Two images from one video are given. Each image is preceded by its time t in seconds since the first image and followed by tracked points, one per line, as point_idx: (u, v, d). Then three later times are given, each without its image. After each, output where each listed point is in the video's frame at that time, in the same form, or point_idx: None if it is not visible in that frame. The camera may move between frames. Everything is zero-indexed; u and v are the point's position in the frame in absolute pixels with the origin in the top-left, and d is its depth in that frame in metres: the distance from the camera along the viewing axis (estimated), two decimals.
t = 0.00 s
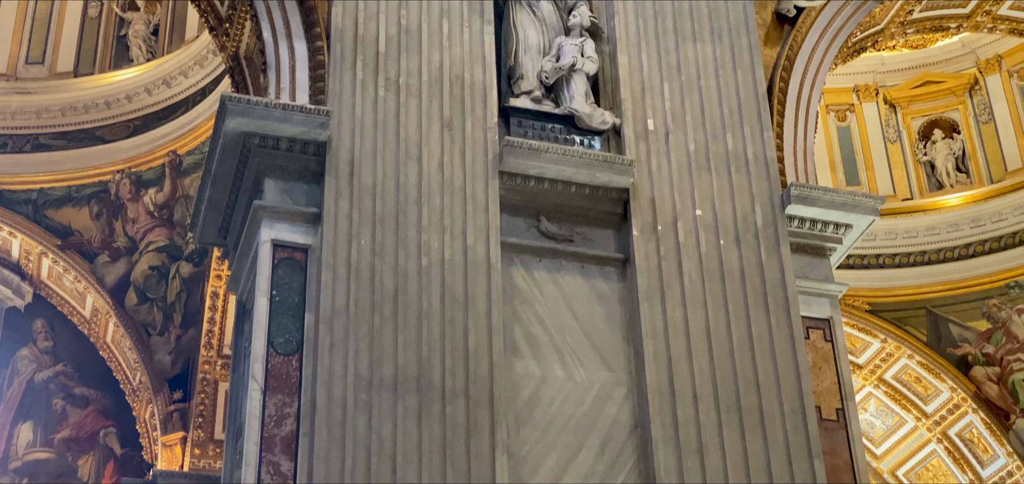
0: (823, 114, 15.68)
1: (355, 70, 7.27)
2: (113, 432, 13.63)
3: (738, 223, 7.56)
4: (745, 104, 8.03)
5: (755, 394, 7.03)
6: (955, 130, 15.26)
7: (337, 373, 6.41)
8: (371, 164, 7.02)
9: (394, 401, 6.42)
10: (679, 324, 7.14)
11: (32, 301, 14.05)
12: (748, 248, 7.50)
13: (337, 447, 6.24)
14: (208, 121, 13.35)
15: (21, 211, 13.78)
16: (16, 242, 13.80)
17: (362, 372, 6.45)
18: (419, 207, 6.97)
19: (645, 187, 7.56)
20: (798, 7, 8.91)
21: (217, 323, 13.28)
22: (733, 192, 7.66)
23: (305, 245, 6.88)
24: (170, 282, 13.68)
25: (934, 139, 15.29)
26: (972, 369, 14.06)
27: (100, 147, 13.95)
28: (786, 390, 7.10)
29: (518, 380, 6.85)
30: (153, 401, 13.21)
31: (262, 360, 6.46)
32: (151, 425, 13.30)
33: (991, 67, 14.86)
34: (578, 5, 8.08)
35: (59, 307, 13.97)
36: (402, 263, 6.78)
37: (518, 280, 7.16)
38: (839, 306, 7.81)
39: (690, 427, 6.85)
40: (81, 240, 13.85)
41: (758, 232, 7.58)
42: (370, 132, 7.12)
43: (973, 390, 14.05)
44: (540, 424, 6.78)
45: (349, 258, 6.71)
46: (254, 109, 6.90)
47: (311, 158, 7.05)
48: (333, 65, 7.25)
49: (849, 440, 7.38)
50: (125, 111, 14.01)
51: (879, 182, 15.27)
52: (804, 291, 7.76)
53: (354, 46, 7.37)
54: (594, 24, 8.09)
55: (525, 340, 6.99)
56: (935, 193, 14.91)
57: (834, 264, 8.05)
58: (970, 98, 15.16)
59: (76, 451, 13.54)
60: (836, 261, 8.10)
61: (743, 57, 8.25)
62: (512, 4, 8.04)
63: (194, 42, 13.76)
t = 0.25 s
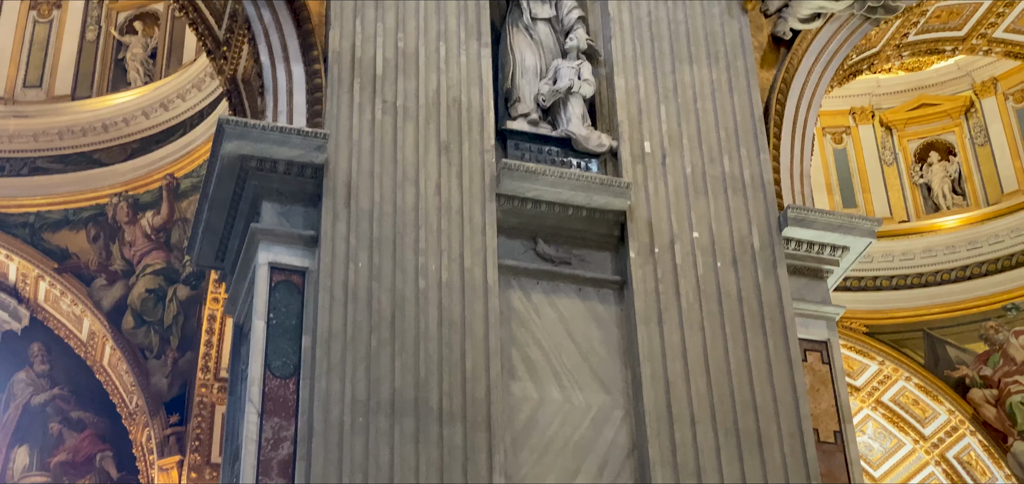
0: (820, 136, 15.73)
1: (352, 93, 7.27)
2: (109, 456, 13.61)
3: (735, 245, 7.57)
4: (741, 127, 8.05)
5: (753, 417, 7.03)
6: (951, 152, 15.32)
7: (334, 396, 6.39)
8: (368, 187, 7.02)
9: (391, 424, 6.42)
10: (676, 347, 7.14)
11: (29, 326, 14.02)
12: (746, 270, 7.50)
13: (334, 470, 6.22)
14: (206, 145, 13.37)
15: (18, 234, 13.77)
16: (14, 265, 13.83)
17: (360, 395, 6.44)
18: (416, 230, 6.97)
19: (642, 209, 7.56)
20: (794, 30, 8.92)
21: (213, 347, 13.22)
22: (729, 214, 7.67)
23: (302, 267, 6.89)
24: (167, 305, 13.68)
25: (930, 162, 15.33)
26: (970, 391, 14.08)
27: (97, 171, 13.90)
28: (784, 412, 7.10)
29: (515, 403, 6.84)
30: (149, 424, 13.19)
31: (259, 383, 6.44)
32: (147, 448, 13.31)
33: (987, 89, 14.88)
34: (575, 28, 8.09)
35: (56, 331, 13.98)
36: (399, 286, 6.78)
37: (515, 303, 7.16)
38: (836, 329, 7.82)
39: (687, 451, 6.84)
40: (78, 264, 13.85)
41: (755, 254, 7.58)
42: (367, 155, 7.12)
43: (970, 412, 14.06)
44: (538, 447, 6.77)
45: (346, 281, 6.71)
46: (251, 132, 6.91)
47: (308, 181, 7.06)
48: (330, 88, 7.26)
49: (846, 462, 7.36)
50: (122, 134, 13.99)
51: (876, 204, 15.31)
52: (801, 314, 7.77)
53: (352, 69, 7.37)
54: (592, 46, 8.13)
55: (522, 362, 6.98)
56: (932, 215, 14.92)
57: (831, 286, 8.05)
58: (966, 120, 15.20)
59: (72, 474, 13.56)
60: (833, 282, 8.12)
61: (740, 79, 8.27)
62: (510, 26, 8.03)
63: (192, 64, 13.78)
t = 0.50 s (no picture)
0: (816, 159, 15.74)
1: (349, 115, 7.28)
2: (105, 479, 13.52)
3: (733, 267, 7.56)
4: (738, 149, 8.06)
5: (751, 440, 7.01)
6: (947, 174, 15.28)
7: (331, 419, 6.37)
8: (365, 209, 7.02)
9: (388, 447, 6.39)
10: (673, 369, 7.12)
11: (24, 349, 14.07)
12: (743, 292, 7.50)
13: None
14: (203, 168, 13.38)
15: (15, 257, 13.78)
16: (11, 288, 13.83)
17: (356, 418, 6.42)
18: (413, 252, 6.97)
19: (639, 232, 7.56)
20: (790, 52, 8.95)
21: (210, 369, 13.17)
22: (726, 236, 7.66)
23: (299, 290, 6.86)
24: (163, 328, 13.63)
25: (927, 183, 15.31)
26: (967, 413, 14.01)
27: (94, 194, 13.89)
28: (782, 435, 7.08)
29: (512, 426, 6.82)
30: (145, 447, 13.13)
31: (255, 406, 6.45)
32: (144, 472, 13.19)
33: (983, 111, 14.92)
34: (572, 50, 8.07)
35: (52, 355, 14.00)
36: (396, 308, 6.77)
37: (512, 325, 7.15)
38: (834, 351, 7.81)
39: (686, 474, 6.81)
40: (74, 286, 13.85)
41: (753, 276, 7.57)
42: (364, 178, 7.12)
43: (969, 434, 14.02)
44: (536, 470, 6.74)
45: (343, 304, 6.69)
46: (248, 155, 6.90)
47: (304, 204, 7.06)
48: (327, 110, 7.26)
49: None
50: (119, 157, 13.97)
51: (873, 227, 15.32)
52: (798, 336, 7.75)
53: (349, 91, 7.38)
54: (588, 69, 8.12)
55: (519, 385, 6.97)
56: (928, 236, 14.94)
57: (828, 309, 8.04)
58: (962, 142, 15.23)
59: None
60: (830, 305, 8.11)
61: (736, 101, 8.28)
62: (506, 49, 8.07)
63: (188, 87, 13.82)
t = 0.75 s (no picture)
0: (813, 184, 15.75)
1: (346, 141, 7.29)
2: None
3: (729, 292, 7.56)
4: (734, 174, 8.07)
5: (749, 465, 7.00)
6: (944, 199, 15.30)
7: (328, 445, 6.36)
8: (362, 234, 7.02)
9: (385, 473, 6.38)
10: (671, 394, 7.11)
11: (20, 375, 14.05)
12: (740, 317, 7.50)
13: None
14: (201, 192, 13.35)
15: (11, 283, 13.78)
16: (7, 314, 13.83)
17: (353, 444, 6.41)
18: (410, 278, 6.96)
19: (636, 256, 7.56)
20: (786, 77, 8.97)
21: (206, 396, 13.10)
22: (723, 261, 7.67)
23: (296, 316, 6.86)
24: (159, 354, 13.56)
25: (923, 208, 15.32)
26: (965, 438, 13.91)
27: (90, 220, 13.90)
28: (779, 460, 7.07)
29: (509, 452, 6.81)
30: (141, 474, 13.09)
31: (252, 432, 6.43)
32: None
33: (979, 136, 14.99)
34: (569, 76, 8.09)
35: (48, 381, 13.94)
36: (393, 334, 6.76)
37: (509, 351, 7.14)
38: (831, 376, 7.80)
39: None
40: (70, 312, 13.85)
41: (749, 301, 7.57)
42: (361, 203, 7.12)
43: (967, 459, 13.92)
44: None
45: (340, 330, 6.69)
46: (245, 181, 6.91)
47: (301, 229, 7.06)
48: (325, 136, 7.27)
49: None
50: (115, 183, 13.98)
51: (870, 251, 15.28)
52: (795, 361, 7.75)
53: (346, 117, 7.39)
54: (585, 94, 8.09)
55: (517, 411, 6.96)
56: (925, 261, 14.97)
57: (825, 334, 8.04)
58: (958, 168, 15.26)
59: None
60: (827, 330, 8.10)
61: (733, 127, 8.30)
62: (503, 74, 8.09)
63: (187, 113, 13.83)
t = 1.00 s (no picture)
0: (810, 205, 15.71)
1: (344, 163, 7.30)
2: None
3: (727, 314, 7.56)
4: (731, 195, 8.08)
5: None
6: (941, 220, 15.36)
7: (324, 468, 6.35)
8: (360, 256, 7.02)
9: None
10: (669, 416, 7.10)
11: (15, 397, 13.95)
12: (737, 338, 7.50)
13: None
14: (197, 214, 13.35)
15: (8, 306, 13.75)
16: (4, 337, 13.79)
17: (350, 467, 6.40)
18: (407, 299, 6.96)
19: (633, 277, 7.56)
20: (783, 98, 8.99)
21: (203, 417, 13.00)
22: (721, 283, 7.67)
23: (293, 338, 6.86)
24: (156, 376, 13.58)
25: (919, 229, 15.35)
26: (964, 459, 13.89)
27: (87, 241, 13.88)
28: (777, 481, 7.06)
29: (507, 474, 6.80)
30: None
31: (248, 454, 6.42)
32: None
33: (975, 158, 15.01)
34: (566, 98, 8.11)
35: (45, 403, 13.85)
36: (390, 356, 6.75)
37: (506, 372, 7.13)
38: (829, 397, 7.78)
39: None
40: (67, 335, 13.81)
41: (747, 323, 7.57)
42: (358, 224, 7.13)
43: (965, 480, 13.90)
44: None
45: (337, 352, 6.68)
46: (242, 203, 6.92)
47: (299, 251, 7.06)
48: (322, 158, 7.27)
49: None
50: (112, 205, 13.96)
51: (867, 272, 15.32)
52: (793, 382, 7.74)
53: (344, 138, 7.40)
54: (581, 115, 8.12)
55: (514, 433, 6.95)
56: (923, 282, 15.00)
57: (823, 355, 8.03)
58: (954, 189, 15.31)
59: None
60: (825, 351, 8.09)
61: (729, 148, 8.31)
62: (500, 96, 8.10)
63: (183, 136, 13.86)
